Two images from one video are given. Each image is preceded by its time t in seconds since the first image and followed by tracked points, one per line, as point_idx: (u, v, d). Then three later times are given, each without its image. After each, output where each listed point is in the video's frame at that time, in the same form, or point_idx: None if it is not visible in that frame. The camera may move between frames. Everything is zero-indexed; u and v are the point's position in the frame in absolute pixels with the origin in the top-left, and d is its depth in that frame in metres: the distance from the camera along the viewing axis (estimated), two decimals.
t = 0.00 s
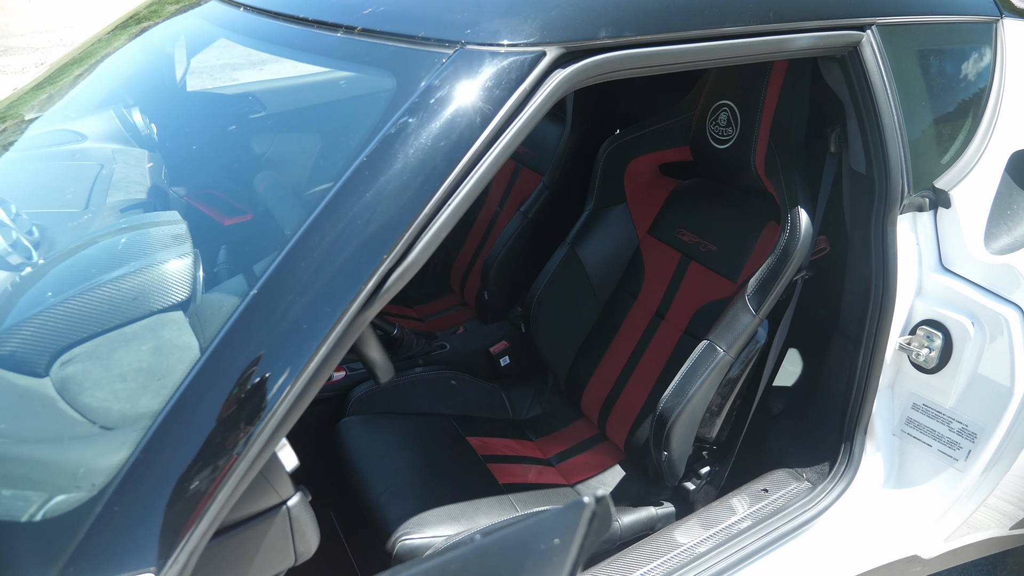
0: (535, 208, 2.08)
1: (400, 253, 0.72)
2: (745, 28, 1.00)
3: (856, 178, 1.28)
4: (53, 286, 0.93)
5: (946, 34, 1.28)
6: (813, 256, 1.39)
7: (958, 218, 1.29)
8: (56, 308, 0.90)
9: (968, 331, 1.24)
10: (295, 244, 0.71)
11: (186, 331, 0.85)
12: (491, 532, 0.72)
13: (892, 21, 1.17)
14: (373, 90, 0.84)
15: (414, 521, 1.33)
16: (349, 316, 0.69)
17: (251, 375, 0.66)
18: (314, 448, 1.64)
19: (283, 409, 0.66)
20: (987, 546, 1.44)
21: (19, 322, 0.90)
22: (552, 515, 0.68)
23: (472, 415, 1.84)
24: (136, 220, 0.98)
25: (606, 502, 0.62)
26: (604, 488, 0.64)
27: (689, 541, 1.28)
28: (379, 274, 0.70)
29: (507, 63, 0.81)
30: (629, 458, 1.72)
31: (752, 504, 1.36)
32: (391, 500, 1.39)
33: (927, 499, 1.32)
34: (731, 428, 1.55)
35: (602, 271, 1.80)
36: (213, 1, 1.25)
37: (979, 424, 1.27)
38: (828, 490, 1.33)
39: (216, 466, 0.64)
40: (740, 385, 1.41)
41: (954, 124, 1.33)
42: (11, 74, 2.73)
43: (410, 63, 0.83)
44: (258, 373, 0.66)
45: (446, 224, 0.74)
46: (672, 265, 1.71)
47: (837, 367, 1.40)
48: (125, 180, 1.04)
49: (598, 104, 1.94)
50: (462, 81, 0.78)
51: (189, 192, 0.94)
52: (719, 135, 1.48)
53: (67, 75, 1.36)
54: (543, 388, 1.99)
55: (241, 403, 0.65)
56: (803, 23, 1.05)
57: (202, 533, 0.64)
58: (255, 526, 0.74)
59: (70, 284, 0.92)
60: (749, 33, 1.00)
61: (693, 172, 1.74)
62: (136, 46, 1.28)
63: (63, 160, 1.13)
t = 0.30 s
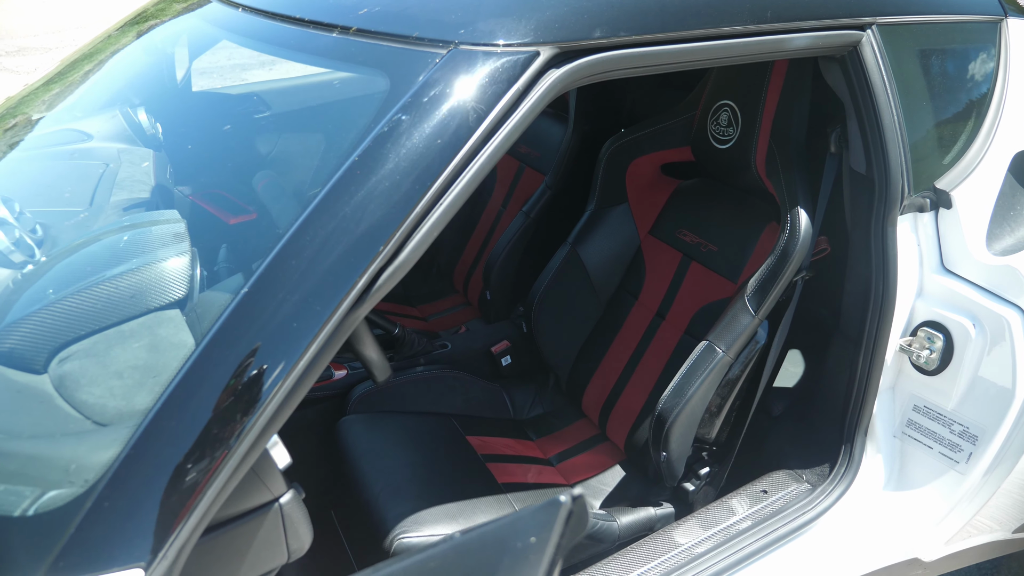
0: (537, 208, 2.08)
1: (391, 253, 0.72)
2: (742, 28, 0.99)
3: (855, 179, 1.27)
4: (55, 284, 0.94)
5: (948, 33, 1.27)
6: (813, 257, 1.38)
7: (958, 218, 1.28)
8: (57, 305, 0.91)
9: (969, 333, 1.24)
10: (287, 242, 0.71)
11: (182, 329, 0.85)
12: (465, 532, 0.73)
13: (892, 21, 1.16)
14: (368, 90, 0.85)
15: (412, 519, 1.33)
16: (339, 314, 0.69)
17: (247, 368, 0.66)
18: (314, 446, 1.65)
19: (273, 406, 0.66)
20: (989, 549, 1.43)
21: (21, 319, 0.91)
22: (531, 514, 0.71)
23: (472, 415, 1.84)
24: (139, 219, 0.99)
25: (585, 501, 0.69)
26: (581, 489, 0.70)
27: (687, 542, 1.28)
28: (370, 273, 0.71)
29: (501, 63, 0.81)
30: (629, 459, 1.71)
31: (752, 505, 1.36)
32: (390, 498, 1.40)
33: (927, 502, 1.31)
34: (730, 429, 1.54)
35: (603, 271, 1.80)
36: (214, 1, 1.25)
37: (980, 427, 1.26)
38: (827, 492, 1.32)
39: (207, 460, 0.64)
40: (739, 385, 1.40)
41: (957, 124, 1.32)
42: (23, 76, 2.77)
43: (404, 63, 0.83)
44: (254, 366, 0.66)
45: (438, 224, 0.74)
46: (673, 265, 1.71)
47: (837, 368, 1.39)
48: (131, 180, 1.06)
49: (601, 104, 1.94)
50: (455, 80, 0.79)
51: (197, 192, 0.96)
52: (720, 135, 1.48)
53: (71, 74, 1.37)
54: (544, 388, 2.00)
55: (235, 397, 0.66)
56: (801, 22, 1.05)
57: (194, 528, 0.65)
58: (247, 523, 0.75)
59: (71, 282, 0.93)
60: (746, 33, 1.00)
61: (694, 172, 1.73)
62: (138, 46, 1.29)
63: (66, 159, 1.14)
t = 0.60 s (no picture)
0: (539, 209, 2.08)
1: (380, 252, 0.73)
2: (738, 28, 0.99)
3: (854, 180, 1.26)
4: (55, 281, 0.95)
5: (949, 33, 1.27)
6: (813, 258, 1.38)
7: (958, 219, 1.26)
8: (57, 302, 0.92)
9: (969, 334, 1.22)
10: (277, 240, 0.72)
11: (177, 328, 0.86)
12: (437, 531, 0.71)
13: (892, 21, 1.16)
14: (361, 90, 0.85)
15: (409, 518, 1.33)
16: (328, 313, 0.70)
17: (244, 358, 0.67)
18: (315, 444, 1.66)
19: (261, 403, 0.67)
20: (990, 553, 1.42)
21: (21, 315, 0.92)
22: (502, 512, 0.68)
23: (473, 414, 1.84)
24: (141, 218, 1.01)
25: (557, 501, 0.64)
26: (553, 485, 0.66)
27: (685, 543, 1.28)
28: (358, 272, 0.71)
29: (492, 63, 0.81)
30: (629, 460, 1.71)
31: (750, 506, 1.36)
32: (387, 496, 1.40)
33: (927, 505, 1.31)
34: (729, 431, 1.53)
35: (604, 271, 1.80)
36: (215, 2, 1.26)
37: (980, 429, 1.25)
38: (826, 494, 1.32)
39: (195, 456, 0.65)
40: (738, 387, 1.40)
41: (959, 125, 1.31)
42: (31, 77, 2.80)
43: (396, 63, 0.83)
44: (251, 356, 0.67)
45: (427, 224, 0.75)
46: (673, 265, 1.71)
47: (837, 369, 1.38)
48: (135, 180, 1.08)
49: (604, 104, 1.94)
50: (447, 81, 0.79)
51: (193, 190, 0.96)
52: (721, 136, 1.48)
53: (74, 74, 1.38)
54: (546, 389, 2.01)
55: (232, 386, 0.66)
56: (799, 23, 1.04)
57: (182, 523, 0.65)
58: (238, 519, 0.76)
59: (71, 279, 0.94)
60: (742, 33, 1.00)
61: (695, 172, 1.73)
62: (139, 46, 1.30)
63: (67, 158, 1.15)
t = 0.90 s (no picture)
0: (540, 208, 2.08)
1: (366, 250, 0.73)
2: (730, 28, 0.99)
3: (851, 180, 1.26)
4: (54, 278, 0.96)
5: (948, 33, 1.26)
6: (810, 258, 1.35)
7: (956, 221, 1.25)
8: (56, 299, 0.94)
9: (965, 336, 1.22)
10: (262, 238, 0.72)
11: (170, 325, 0.87)
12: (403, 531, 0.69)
13: (889, 20, 1.15)
14: (351, 90, 0.85)
15: (402, 516, 1.34)
16: (313, 311, 0.70)
17: (238, 348, 0.68)
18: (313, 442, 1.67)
19: (246, 399, 0.68)
20: (988, 557, 1.41)
21: (19, 311, 0.93)
22: (469, 509, 0.67)
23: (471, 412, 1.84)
24: (140, 217, 1.02)
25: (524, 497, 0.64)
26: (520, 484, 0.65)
27: (679, 543, 1.28)
28: (343, 271, 0.72)
29: (480, 63, 0.82)
30: (626, 460, 1.71)
31: (746, 507, 1.35)
32: (384, 494, 1.42)
33: (924, 507, 1.30)
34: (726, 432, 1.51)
35: (603, 271, 1.81)
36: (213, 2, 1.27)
37: (977, 431, 1.24)
38: (821, 496, 1.31)
39: (178, 451, 0.65)
40: (734, 387, 1.40)
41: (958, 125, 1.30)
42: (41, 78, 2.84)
43: (386, 63, 0.84)
44: (245, 347, 0.68)
45: (413, 223, 0.75)
46: (672, 265, 1.71)
47: (834, 370, 1.38)
48: (134, 179, 1.09)
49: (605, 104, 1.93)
50: (434, 81, 0.79)
51: (196, 191, 0.98)
52: (719, 136, 1.48)
53: (74, 72, 1.39)
54: (545, 389, 2.01)
55: (226, 375, 0.67)
56: (793, 23, 1.04)
57: (167, 518, 0.66)
58: (225, 515, 0.76)
59: (68, 276, 0.96)
60: (735, 33, 1.00)
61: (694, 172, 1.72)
62: (138, 46, 1.31)
63: (65, 156, 1.16)
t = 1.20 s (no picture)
0: (538, 209, 2.08)
1: (348, 250, 0.74)
2: (720, 29, 0.99)
3: (845, 181, 1.25)
4: (50, 276, 0.97)
5: (943, 34, 1.25)
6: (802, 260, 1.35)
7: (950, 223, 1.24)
8: (49, 297, 0.95)
9: (958, 338, 1.21)
10: (247, 236, 0.72)
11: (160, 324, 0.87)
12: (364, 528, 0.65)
13: (883, 21, 1.15)
14: (338, 90, 0.86)
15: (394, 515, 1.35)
16: (295, 309, 0.71)
17: (230, 338, 0.69)
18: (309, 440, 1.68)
19: (227, 397, 0.68)
20: (983, 559, 1.41)
21: (16, 309, 0.95)
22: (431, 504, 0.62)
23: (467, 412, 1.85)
24: (134, 216, 1.03)
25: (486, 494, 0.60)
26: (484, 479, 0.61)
27: (671, 543, 1.28)
28: (325, 270, 0.72)
29: (465, 64, 0.82)
30: (621, 460, 1.71)
31: (739, 508, 1.35)
32: (377, 493, 1.43)
33: (917, 509, 1.30)
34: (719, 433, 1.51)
35: (600, 271, 1.81)
36: (208, 4, 1.27)
37: (970, 433, 1.24)
38: (814, 498, 1.31)
39: (161, 447, 0.66)
40: (727, 388, 1.39)
41: (953, 126, 1.29)
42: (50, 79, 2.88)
43: (372, 63, 0.84)
44: (237, 337, 0.69)
45: (397, 223, 0.76)
46: (667, 265, 1.71)
47: (828, 371, 1.38)
48: (129, 178, 1.10)
49: (603, 104, 1.93)
50: (419, 82, 0.80)
51: (187, 189, 0.99)
52: (714, 136, 1.47)
53: (71, 73, 1.40)
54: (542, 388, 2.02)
55: (217, 366, 0.68)
56: (784, 23, 1.04)
57: (149, 513, 0.66)
58: (210, 512, 0.77)
59: (63, 274, 0.97)
60: (725, 33, 0.99)
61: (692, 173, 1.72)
62: (134, 48, 1.31)
63: (61, 156, 1.16)
